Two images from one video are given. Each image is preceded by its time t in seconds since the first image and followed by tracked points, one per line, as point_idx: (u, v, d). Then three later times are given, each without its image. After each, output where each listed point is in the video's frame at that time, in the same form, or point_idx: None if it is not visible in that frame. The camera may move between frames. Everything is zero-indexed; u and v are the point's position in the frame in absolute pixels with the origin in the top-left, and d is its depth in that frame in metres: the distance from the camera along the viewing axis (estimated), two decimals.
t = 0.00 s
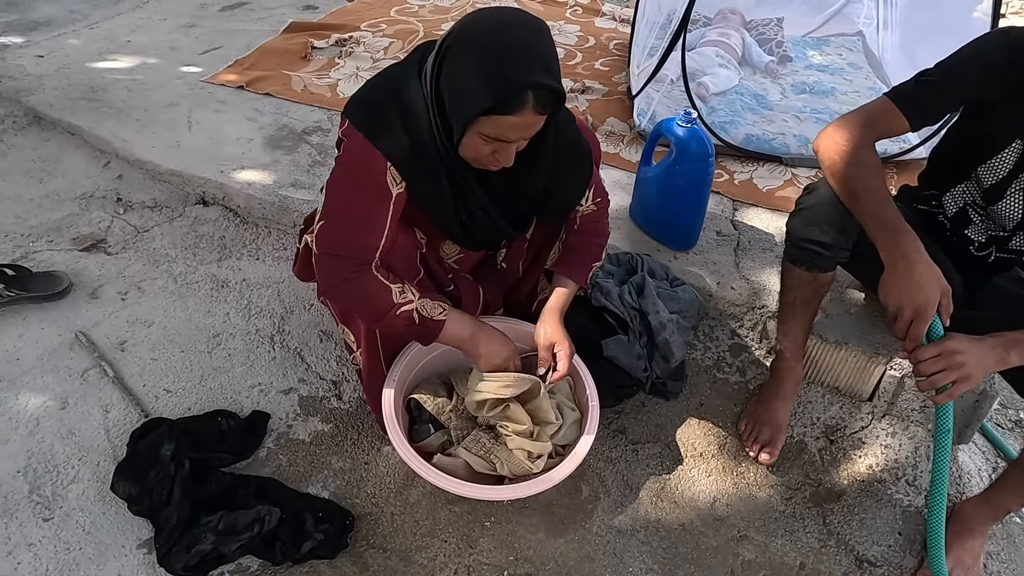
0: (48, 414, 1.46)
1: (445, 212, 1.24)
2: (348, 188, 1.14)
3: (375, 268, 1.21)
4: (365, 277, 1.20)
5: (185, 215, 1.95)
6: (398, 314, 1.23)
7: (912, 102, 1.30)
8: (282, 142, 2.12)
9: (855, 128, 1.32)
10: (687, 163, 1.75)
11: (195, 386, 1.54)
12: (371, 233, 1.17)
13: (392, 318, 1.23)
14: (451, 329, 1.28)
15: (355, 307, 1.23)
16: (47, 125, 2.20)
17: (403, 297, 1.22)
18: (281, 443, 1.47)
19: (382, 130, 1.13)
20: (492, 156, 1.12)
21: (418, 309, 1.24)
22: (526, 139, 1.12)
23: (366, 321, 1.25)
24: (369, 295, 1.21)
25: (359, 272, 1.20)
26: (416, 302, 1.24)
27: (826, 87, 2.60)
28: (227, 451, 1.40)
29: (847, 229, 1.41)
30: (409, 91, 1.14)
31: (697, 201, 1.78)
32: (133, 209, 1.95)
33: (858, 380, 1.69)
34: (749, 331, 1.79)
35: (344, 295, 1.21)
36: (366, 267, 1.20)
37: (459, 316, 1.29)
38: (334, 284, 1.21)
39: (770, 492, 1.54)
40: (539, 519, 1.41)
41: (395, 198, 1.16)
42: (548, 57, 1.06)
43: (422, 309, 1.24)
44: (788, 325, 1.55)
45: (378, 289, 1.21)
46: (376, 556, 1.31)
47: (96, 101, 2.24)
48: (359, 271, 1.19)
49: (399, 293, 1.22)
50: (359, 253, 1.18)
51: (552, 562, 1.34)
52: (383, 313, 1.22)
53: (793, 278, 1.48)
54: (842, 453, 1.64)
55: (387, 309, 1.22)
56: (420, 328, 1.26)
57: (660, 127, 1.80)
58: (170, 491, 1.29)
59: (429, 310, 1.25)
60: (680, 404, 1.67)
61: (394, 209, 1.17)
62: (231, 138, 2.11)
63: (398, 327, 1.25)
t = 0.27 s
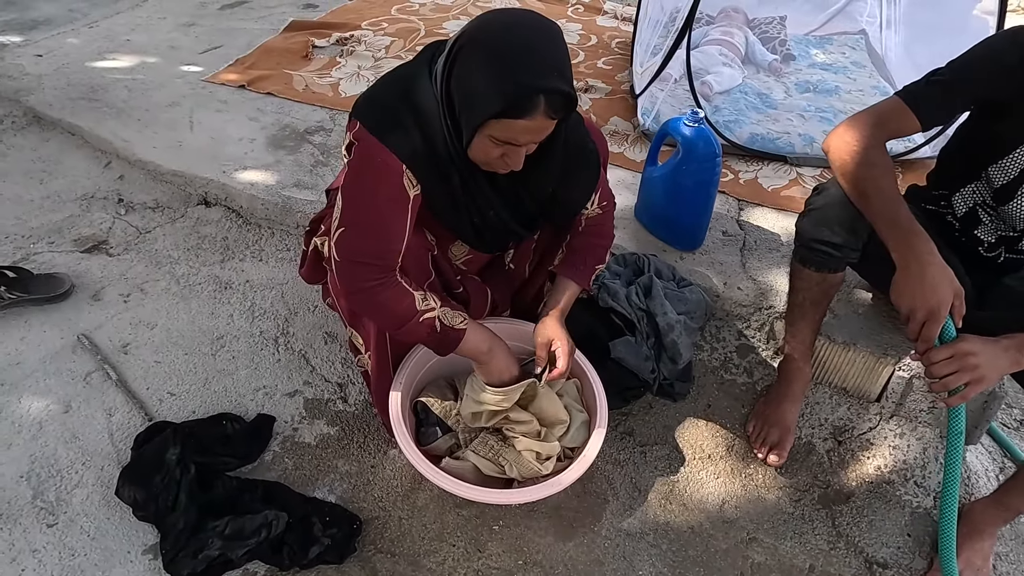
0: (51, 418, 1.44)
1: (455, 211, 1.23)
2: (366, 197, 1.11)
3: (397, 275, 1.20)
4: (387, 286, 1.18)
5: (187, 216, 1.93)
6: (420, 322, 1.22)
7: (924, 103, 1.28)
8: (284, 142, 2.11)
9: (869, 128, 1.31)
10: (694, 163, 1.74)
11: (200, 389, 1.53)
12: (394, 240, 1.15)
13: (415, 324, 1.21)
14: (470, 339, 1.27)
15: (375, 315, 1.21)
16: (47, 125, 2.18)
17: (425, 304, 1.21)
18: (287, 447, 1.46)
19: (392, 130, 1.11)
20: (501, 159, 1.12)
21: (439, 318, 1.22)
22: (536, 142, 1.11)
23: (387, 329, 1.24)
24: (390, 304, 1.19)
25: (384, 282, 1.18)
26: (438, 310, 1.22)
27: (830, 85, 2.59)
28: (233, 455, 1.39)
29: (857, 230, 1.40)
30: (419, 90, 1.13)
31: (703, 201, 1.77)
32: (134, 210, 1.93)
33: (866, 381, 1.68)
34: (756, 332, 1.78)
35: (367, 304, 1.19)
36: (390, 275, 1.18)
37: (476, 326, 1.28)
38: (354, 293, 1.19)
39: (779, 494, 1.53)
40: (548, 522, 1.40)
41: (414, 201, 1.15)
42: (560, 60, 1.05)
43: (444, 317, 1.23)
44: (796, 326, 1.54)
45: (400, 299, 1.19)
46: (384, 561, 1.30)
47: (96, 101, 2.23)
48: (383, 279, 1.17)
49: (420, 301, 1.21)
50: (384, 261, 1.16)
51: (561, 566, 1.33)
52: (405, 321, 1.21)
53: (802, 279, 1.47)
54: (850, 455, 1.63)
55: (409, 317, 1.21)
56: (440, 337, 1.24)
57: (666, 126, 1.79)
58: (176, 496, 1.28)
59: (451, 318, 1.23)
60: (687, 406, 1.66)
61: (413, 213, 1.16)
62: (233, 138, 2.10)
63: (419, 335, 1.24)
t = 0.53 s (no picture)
0: (37, 427, 1.41)
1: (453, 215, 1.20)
2: (363, 201, 1.08)
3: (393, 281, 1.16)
4: (383, 291, 1.14)
5: (178, 217, 1.89)
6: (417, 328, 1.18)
7: (932, 103, 1.24)
8: (278, 141, 2.07)
9: (875, 129, 1.28)
10: (695, 163, 1.71)
11: (190, 396, 1.50)
12: (389, 245, 1.11)
13: (412, 331, 1.17)
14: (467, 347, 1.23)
15: (371, 321, 1.17)
16: (35, 125, 2.14)
17: (422, 310, 1.18)
18: (280, 455, 1.42)
19: (386, 132, 1.07)
20: (496, 164, 1.09)
21: (437, 324, 1.19)
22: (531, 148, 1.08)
23: (383, 335, 1.20)
24: (386, 310, 1.15)
25: (380, 288, 1.14)
26: (436, 317, 1.19)
27: (831, 83, 2.56)
28: (224, 464, 1.36)
29: (863, 232, 1.37)
30: (415, 91, 1.09)
31: (704, 202, 1.74)
32: (124, 211, 1.89)
33: (870, 386, 1.65)
34: (758, 335, 1.75)
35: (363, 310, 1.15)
36: (387, 281, 1.14)
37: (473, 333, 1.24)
38: (349, 297, 1.15)
39: (782, 501, 1.50)
40: (547, 532, 1.36)
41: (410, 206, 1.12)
42: (560, 63, 1.02)
43: (441, 324, 1.19)
44: (799, 331, 1.51)
45: (397, 305, 1.15)
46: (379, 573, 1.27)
47: (86, 100, 2.19)
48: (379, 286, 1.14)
49: (417, 308, 1.17)
50: (380, 267, 1.12)
51: None
52: (402, 328, 1.17)
53: (806, 283, 1.44)
54: (854, 460, 1.60)
55: (407, 322, 1.17)
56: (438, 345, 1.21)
57: (666, 125, 1.75)
58: (165, 507, 1.25)
59: (448, 325, 1.20)
60: (688, 411, 1.63)
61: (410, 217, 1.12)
62: (226, 138, 2.06)
63: (416, 343, 1.20)
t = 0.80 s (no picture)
0: (12, 445, 1.35)
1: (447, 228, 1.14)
2: (345, 211, 1.03)
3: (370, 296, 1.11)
4: (360, 307, 1.10)
5: (163, 223, 1.84)
6: (394, 345, 1.14)
7: (945, 106, 1.19)
8: (267, 144, 2.01)
9: (885, 135, 1.23)
10: (696, 168, 1.66)
11: (173, 411, 1.44)
12: (367, 260, 1.07)
13: (388, 348, 1.14)
14: (450, 359, 1.20)
15: (347, 338, 1.13)
16: (17, 128, 2.08)
17: (400, 327, 1.14)
18: (265, 473, 1.37)
19: (376, 143, 1.02)
20: (498, 176, 1.03)
21: (415, 339, 1.15)
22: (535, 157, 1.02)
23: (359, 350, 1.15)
24: (365, 326, 1.11)
25: (355, 303, 1.09)
26: (414, 332, 1.15)
27: (834, 83, 2.50)
28: (207, 484, 1.31)
29: (872, 241, 1.32)
30: (407, 100, 1.04)
31: (705, 208, 1.68)
32: (107, 217, 1.84)
33: (877, 397, 1.60)
34: (761, 344, 1.69)
35: (337, 326, 1.11)
36: (362, 296, 1.10)
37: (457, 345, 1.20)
38: (326, 315, 1.10)
39: (786, 518, 1.45)
40: (544, 554, 1.31)
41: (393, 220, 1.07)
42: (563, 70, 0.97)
43: (419, 339, 1.15)
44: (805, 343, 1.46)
45: (375, 321, 1.11)
46: None
47: (69, 101, 2.13)
48: (355, 302, 1.09)
49: (393, 323, 1.13)
50: (356, 282, 1.08)
51: None
52: (378, 344, 1.13)
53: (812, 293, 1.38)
54: (861, 475, 1.54)
55: (384, 339, 1.13)
56: (416, 360, 1.18)
57: (666, 129, 1.70)
58: (143, 531, 1.19)
59: (427, 339, 1.16)
60: (689, 424, 1.58)
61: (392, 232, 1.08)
62: (213, 141, 2.00)
63: (394, 359, 1.16)
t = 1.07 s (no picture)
0: None
1: (434, 245, 1.07)
2: (310, 225, 0.98)
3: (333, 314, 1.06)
4: (319, 325, 1.04)
5: (143, 234, 1.77)
6: (359, 364, 1.08)
7: (957, 115, 1.12)
8: (251, 150, 1.95)
9: (892, 143, 1.17)
10: (694, 176, 1.60)
11: (149, 433, 1.38)
12: (330, 276, 1.01)
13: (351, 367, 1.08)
14: (419, 375, 1.13)
15: (309, 358, 1.07)
16: None
17: (363, 344, 1.08)
18: (245, 499, 1.31)
19: (361, 160, 0.96)
20: (501, 191, 0.98)
21: (380, 356, 1.09)
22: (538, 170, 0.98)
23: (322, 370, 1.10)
24: (326, 346, 1.05)
25: (315, 320, 1.04)
26: (378, 349, 1.09)
27: (834, 84, 2.44)
28: (183, 513, 1.24)
29: (879, 254, 1.26)
30: (392, 115, 0.98)
31: (704, 217, 1.62)
32: (84, 227, 1.77)
33: (882, 413, 1.54)
34: (762, 358, 1.64)
35: (296, 343, 1.05)
36: (322, 313, 1.04)
37: (426, 360, 1.14)
38: (285, 334, 1.05)
39: (789, 541, 1.39)
40: None
41: (365, 238, 1.01)
42: (570, 78, 0.93)
43: (384, 357, 1.09)
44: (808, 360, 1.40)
45: (336, 340, 1.05)
46: None
47: (47, 106, 2.06)
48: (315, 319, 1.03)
49: (356, 340, 1.07)
50: (316, 299, 1.02)
51: None
52: (341, 363, 1.07)
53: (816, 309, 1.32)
54: (866, 494, 1.48)
55: (346, 358, 1.07)
56: (383, 379, 1.12)
57: (663, 135, 1.64)
58: (114, 565, 1.14)
59: (392, 355, 1.10)
60: (688, 442, 1.52)
61: (362, 249, 1.02)
62: (195, 146, 1.93)
63: (359, 377, 1.11)
